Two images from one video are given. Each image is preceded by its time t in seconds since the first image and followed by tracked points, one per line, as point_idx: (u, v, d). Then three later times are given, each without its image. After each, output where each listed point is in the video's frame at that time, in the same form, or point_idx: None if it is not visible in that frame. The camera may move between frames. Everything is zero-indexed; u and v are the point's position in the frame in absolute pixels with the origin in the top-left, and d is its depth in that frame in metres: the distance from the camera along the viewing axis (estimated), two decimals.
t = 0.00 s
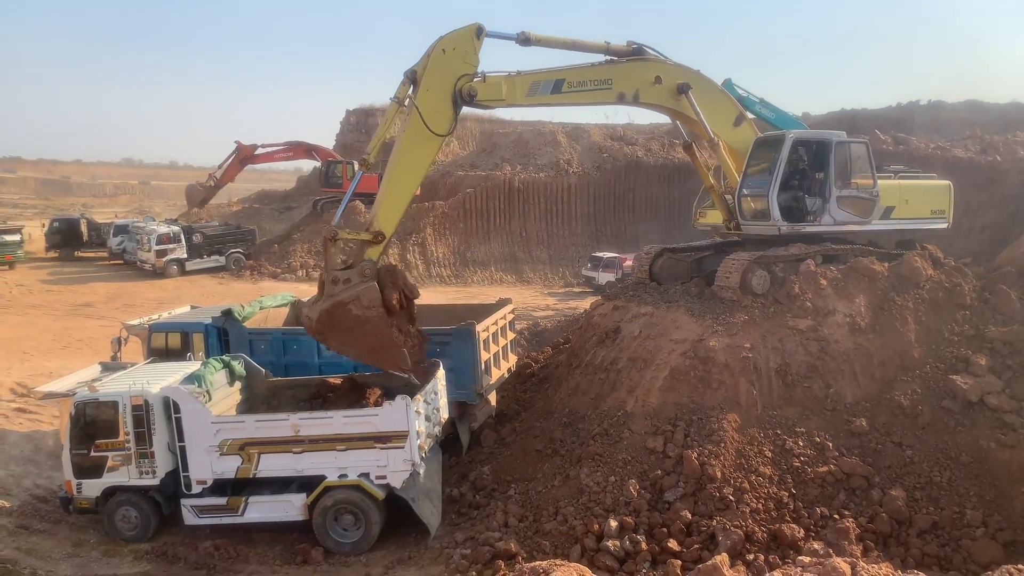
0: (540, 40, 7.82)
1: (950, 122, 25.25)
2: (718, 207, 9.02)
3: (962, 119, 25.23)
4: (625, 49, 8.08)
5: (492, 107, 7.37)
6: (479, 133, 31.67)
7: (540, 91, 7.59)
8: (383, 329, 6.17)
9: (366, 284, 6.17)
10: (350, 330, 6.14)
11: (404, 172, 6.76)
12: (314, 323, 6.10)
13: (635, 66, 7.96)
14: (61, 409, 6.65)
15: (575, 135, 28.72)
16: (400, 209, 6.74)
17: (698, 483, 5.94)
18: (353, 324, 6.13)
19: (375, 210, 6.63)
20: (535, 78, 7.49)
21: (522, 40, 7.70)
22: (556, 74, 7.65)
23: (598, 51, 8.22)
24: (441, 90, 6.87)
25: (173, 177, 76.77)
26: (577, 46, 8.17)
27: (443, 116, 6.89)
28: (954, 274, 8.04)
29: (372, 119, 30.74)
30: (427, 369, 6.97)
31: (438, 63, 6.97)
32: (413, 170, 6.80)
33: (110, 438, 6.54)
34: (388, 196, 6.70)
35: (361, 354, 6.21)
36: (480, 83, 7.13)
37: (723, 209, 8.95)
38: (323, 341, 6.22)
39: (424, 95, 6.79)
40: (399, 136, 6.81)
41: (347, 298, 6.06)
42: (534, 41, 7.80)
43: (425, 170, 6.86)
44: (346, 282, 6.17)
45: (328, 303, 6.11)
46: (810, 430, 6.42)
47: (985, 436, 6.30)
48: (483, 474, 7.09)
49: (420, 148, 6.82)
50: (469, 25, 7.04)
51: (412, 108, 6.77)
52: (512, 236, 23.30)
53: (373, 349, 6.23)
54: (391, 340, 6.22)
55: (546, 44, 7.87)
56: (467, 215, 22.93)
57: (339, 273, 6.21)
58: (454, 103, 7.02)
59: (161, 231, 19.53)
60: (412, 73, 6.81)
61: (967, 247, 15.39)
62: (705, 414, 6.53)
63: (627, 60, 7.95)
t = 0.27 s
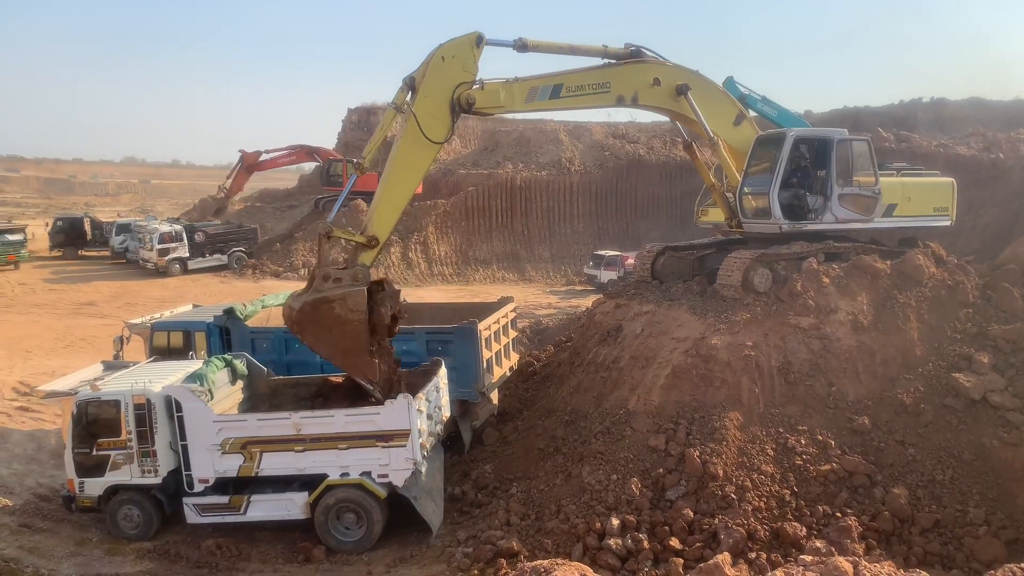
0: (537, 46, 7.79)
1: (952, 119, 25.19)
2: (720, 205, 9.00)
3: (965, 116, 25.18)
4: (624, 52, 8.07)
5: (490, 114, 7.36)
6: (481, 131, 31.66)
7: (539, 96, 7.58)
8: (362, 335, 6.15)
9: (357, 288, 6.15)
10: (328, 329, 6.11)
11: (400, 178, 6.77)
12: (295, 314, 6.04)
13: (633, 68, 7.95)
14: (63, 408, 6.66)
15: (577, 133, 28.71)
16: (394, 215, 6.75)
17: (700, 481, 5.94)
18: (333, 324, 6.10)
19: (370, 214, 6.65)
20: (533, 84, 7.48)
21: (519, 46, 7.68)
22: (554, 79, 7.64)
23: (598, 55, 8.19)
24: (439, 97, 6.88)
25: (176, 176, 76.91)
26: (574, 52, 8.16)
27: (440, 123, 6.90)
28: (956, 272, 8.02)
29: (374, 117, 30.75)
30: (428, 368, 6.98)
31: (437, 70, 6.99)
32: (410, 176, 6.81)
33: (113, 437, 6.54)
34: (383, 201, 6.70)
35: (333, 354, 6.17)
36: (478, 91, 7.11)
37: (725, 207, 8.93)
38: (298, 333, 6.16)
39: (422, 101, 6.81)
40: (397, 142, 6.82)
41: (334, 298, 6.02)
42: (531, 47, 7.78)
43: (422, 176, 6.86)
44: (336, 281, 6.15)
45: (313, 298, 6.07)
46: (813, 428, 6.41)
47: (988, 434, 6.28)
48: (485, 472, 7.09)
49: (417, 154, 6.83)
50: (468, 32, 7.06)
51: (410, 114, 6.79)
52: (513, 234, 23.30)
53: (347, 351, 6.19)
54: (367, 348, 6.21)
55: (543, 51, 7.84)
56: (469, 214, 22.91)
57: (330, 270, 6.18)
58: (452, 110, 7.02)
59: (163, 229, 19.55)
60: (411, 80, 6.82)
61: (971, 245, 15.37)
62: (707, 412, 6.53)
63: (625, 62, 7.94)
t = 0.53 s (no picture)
0: (538, 46, 7.78)
1: (955, 117, 25.14)
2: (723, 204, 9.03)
3: (968, 114, 25.12)
4: (624, 52, 8.07)
5: (490, 116, 7.34)
6: (483, 129, 31.66)
7: (539, 97, 7.58)
8: (356, 336, 6.13)
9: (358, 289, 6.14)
10: (325, 325, 6.08)
11: (402, 179, 6.78)
12: (293, 306, 6.03)
13: (634, 67, 7.94)
14: (67, 407, 6.66)
15: (579, 131, 28.69)
16: (396, 216, 6.75)
17: (703, 480, 5.94)
18: (331, 321, 6.08)
19: (371, 216, 6.65)
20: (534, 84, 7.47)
21: (520, 47, 7.67)
22: (555, 79, 7.63)
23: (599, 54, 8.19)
24: (440, 99, 6.88)
25: (179, 176, 76.70)
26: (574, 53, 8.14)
27: (441, 124, 6.90)
28: (959, 271, 8.00)
29: (376, 116, 30.75)
30: (431, 366, 6.99)
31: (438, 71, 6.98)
32: (410, 178, 6.82)
33: (116, 436, 6.55)
34: (384, 202, 6.71)
35: (326, 350, 6.14)
36: (479, 92, 7.11)
37: (728, 206, 8.97)
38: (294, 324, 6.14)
39: (422, 103, 6.81)
40: (397, 143, 6.82)
41: (335, 294, 6.00)
42: (531, 47, 7.78)
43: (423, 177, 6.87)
44: (338, 278, 6.12)
45: (312, 292, 6.04)
46: (815, 427, 6.40)
47: (992, 432, 6.27)
48: (487, 471, 7.09)
49: (417, 156, 6.83)
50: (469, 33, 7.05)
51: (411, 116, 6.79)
52: (515, 233, 23.30)
53: (340, 350, 6.15)
54: (360, 348, 6.18)
55: (544, 51, 7.84)
56: (470, 212, 22.92)
57: (335, 267, 6.16)
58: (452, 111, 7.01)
59: (166, 228, 19.59)
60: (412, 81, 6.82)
61: (974, 243, 15.33)
62: (709, 411, 6.53)
63: (625, 62, 7.94)
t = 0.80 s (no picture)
0: (538, 44, 7.79)
1: (956, 115, 25.12)
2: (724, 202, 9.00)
3: (969, 112, 25.09)
4: (625, 50, 8.06)
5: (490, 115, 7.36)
6: (484, 128, 31.65)
7: (540, 95, 7.59)
8: (349, 332, 6.20)
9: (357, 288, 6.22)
10: (320, 317, 6.11)
11: (402, 177, 6.78)
12: (291, 295, 6.01)
13: (635, 65, 7.93)
14: (68, 405, 6.67)
15: (580, 129, 28.67)
16: (397, 214, 6.76)
17: (703, 478, 5.94)
18: (327, 315, 6.12)
19: (371, 214, 6.66)
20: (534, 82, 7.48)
21: (520, 45, 7.68)
22: (555, 78, 7.63)
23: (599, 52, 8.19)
24: (440, 97, 6.88)
25: (180, 174, 76.81)
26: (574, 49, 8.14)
27: (441, 123, 6.91)
28: (960, 269, 7.99)
29: (376, 115, 30.74)
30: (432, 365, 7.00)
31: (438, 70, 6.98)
32: (411, 176, 6.82)
33: (116, 435, 6.56)
34: (385, 201, 6.71)
35: (315, 344, 6.14)
36: (478, 91, 7.11)
37: (728, 204, 8.91)
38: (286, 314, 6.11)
39: (422, 101, 6.81)
40: (398, 141, 6.82)
41: (336, 289, 6.06)
42: (532, 46, 7.78)
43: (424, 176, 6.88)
44: (339, 273, 6.20)
45: (312, 284, 6.08)
46: (816, 425, 6.40)
47: (993, 431, 6.26)
48: (488, 470, 7.09)
49: (418, 154, 6.83)
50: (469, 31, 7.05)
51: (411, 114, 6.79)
52: (516, 231, 23.30)
53: (330, 343, 6.18)
54: (349, 345, 6.25)
55: (544, 49, 7.84)
56: (471, 211, 22.91)
57: (337, 262, 6.22)
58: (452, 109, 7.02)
59: (167, 227, 19.59)
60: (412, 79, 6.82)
61: (975, 241, 15.32)
62: (710, 409, 6.53)
63: (626, 60, 7.93)
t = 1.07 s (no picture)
0: (533, 39, 7.79)
1: (946, 113, 25.25)
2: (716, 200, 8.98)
3: (959, 109, 25.23)
4: (618, 46, 8.07)
5: (484, 109, 7.34)
6: (476, 126, 31.63)
7: (533, 90, 7.58)
8: (343, 327, 6.20)
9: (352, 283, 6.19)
10: (313, 312, 6.09)
11: (396, 172, 6.77)
12: (285, 289, 5.98)
13: (628, 61, 7.94)
14: (59, 404, 6.65)
15: (573, 127, 28.67)
16: (392, 208, 6.75)
17: (695, 475, 5.96)
18: (321, 310, 6.10)
19: (367, 209, 6.67)
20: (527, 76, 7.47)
21: (514, 40, 7.69)
22: (549, 73, 7.63)
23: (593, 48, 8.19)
24: (434, 91, 6.86)
25: (172, 173, 76.45)
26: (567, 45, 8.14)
27: (436, 116, 6.89)
28: (951, 266, 8.03)
29: (369, 112, 30.68)
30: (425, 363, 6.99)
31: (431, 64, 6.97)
32: (406, 171, 6.82)
33: (108, 434, 6.53)
34: (379, 196, 6.71)
35: (309, 337, 6.14)
36: (473, 84, 7.10)
37: (721, 201, 8.95)
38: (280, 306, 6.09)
39: (415, 95, 6.79)
40: (392, 136, 6.81)
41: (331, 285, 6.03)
42: (525, 40, 7.79)
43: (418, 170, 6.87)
44: (333, 268, 6.15)
45: (307, 278, 6.04)
46: (807, 422, 6.43)
47: (983, 427, 6.30)
48: (481, 468, 7.10)
49: (412, 149, 6.82)
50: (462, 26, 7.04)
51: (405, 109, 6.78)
52: (509, 229, 23.30)
53: (324, 339, 6.18)
54: (343, 340, 6.25)
55: (538, 44, 7.84)
56: (464, 209, 22.89)
57: (332, 257, 6.19)
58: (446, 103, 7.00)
59: (158, 225, 19.52)
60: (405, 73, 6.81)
61: (965, 238, 15.40)
62: (702, 406, 6.55)
63: (619, 56, 7.94)
